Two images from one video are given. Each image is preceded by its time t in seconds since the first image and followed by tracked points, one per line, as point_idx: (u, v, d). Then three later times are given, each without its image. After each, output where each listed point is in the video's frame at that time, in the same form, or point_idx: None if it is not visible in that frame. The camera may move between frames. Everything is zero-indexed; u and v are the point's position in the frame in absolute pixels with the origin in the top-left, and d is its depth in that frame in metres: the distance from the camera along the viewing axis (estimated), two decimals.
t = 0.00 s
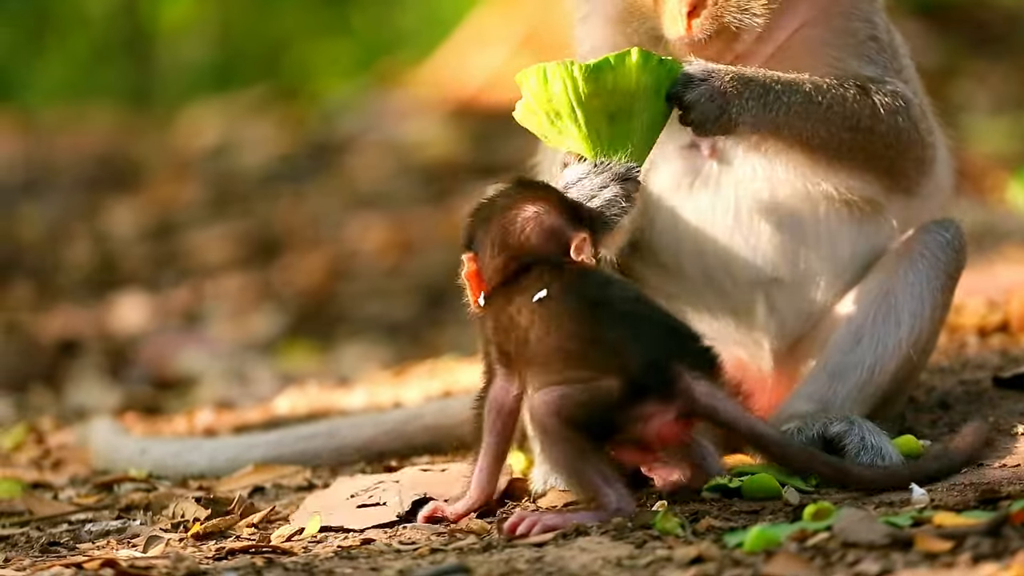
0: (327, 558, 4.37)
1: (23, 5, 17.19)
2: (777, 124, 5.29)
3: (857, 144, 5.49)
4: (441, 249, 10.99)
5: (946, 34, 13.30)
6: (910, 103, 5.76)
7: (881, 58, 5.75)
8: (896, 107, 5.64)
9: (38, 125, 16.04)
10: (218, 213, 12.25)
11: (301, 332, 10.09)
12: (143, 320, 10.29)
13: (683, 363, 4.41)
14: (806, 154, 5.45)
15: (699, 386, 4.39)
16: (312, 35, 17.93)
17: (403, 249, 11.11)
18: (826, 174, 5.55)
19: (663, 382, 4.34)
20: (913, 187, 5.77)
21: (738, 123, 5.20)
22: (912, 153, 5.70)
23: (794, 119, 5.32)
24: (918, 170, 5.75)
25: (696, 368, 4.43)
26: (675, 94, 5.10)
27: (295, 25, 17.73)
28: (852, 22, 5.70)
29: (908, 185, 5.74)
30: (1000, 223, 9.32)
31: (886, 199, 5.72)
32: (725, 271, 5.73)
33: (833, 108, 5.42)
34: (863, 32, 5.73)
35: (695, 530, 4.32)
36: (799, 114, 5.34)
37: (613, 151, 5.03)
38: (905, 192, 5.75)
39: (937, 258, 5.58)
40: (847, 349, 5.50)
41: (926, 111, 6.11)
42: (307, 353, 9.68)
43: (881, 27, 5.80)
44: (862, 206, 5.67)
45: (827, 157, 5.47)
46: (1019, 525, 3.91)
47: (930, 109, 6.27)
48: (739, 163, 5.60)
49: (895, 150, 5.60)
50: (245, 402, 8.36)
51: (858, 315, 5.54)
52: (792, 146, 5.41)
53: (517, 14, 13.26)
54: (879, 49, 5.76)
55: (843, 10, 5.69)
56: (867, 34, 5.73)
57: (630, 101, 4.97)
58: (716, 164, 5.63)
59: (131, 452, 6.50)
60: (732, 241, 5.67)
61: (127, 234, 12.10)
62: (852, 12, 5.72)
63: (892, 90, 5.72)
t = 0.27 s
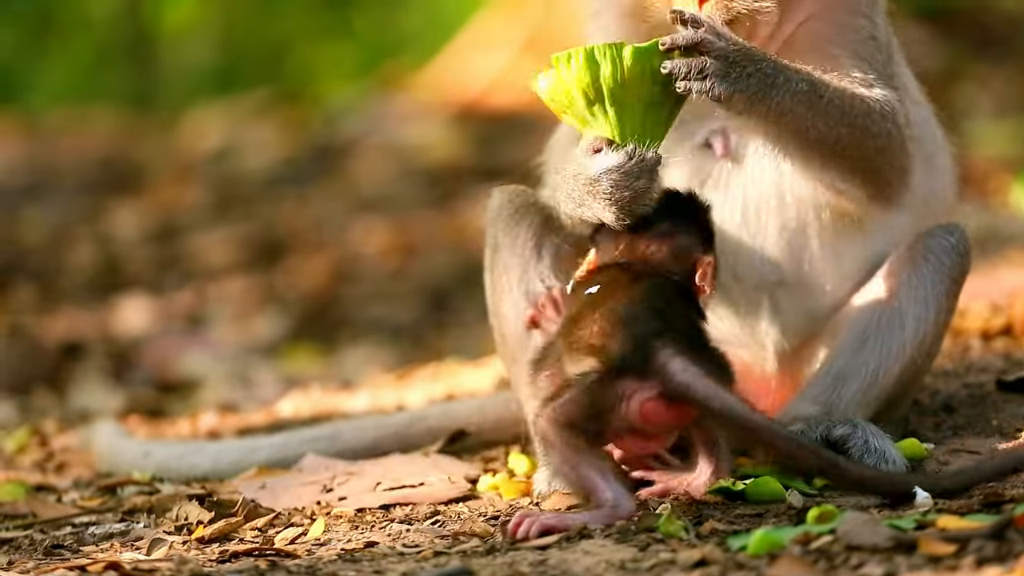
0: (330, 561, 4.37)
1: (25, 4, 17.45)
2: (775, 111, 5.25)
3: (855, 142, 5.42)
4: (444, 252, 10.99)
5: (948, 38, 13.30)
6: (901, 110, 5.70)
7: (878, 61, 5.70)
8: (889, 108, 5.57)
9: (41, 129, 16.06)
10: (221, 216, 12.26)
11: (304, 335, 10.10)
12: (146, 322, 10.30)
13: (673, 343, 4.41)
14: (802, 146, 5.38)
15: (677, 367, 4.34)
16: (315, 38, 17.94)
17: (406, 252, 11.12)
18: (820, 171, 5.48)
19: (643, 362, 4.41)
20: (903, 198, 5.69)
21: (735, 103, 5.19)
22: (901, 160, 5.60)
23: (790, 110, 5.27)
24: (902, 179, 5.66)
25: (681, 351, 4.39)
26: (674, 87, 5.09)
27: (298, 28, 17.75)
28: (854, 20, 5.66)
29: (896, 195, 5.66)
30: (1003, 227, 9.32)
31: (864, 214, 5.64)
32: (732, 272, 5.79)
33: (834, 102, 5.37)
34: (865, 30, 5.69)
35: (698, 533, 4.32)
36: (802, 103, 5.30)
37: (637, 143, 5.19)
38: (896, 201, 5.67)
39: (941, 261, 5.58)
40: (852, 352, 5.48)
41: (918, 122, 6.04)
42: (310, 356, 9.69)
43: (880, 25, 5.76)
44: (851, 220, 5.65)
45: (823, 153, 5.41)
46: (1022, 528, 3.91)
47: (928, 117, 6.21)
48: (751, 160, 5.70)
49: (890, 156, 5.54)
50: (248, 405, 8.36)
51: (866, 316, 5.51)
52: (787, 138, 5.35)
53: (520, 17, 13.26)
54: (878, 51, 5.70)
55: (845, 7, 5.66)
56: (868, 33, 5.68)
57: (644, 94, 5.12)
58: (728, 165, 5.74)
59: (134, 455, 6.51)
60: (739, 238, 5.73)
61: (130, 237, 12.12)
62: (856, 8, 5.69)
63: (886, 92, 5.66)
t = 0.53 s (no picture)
0: (331, 559, 4.37)
1: (25, 5, 17.46)
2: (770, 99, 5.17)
3: (843, 135, 5.40)
4: (445, 251, 10.99)
5: (949, 36, 13.30)
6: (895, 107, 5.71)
7: (875, 56, 5.70)
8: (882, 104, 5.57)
9: (43, 127, 16.07)
10: (222, 214, 12.25)
11: (305, 333, 10.09)
12: (147, 320, 10.30)
13: (653, 325, 4.55)
14: (792, 137, 5.34)
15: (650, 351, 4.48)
16: (315, 36, 17.94)
17: (407, 251, 11.12)
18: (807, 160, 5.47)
19: (621, 348, 4.58)
20: (891, 195, 5.69)
21: (738, 101, 5.07)
22: (893, 160, 5.61)
23: (783, 99, 5.20)
24: (896, 177, 5.67)
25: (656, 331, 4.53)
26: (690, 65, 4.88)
27: (300, 26, 17.75)
28: (852, 15, 5.68)
29: (882, 191, 5.65)
30: (1004, 225, 9.32)
31: (861, 208, 5.68)
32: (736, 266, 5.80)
33: (820, 95, 5.34)
34: (863, 24, 5.69)
35: (699, 531, 4.32)
36: (791, 93, 5.25)
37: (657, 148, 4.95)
38: (882, 197, 5.66)
39: (941, 260, 5.54)
40: (852, 352, 5.47)
41: (915, 118, 6.06)
42: (311, 354, 9.69)
43: (879, 18, 5.77)
44: (851, 219, 5.70)
45: (812, 143, 5.38)
46: None
47: (927, 113, 6.22)
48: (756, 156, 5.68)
49: (875, 151, 5.52)
50: (249, 403, 8.37)
51: (870, 315, 5.49)
52: (778, 129, 5.31)
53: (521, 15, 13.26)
54: (877, 44, 5.72)
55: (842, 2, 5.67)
56: (866, 26, 5.70)
57: (664, 102, 4.81)
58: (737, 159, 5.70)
59: (135, 453, 6.51)
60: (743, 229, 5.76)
61: (131, 235, 12.12)
62: None
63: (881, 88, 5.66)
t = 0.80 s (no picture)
0: (331, 559, 4.37)
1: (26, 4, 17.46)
2: (761, 63, 5.20)
3: (837, 106, 5.37)
4: (446, 251, 10.99)
5: (950, 37, 13.30)
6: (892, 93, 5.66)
7: (869, 47, 5.70)
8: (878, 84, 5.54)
9: (43, 127, 16.08)
10: (222, 214, 12.25)
11: (305, 333, 10.10)
12: (147, 320, 10.31)
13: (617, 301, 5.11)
14: (787, 107, 5.31)
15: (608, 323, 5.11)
16: (316, 36, 17.94)
17: (408, 251, 11.12)
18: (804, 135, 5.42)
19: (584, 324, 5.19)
20: (884, 189, 5.69)
21: (735, 52, 5.15)
22: (891, 140, 5.55)
23: (774, 64, 5.22)
24: (894, 160, 5.62)
25: (616, 305, 5.11)
26: (702, 23, 5.11)
27: (301, 26, 17.75)
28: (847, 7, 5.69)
29: (875, 180, 5.64)
30: (1004, 226, 9.32)
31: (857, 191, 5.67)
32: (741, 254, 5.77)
33: (814, 65, 5.33)
34: (858, 15, 5.69)
35: (699, 531, 4.31)
36: (783, 59, 5.25)
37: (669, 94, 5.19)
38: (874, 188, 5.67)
39: (941, 258, 5.48)
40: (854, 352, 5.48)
41: (917, 117, 6.03)
42: (312, 354, 9.69)
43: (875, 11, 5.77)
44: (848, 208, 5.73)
45: (806, 116, 5.34)
46: None
47: (929, 114, 6.19)
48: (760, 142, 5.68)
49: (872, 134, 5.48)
50: (250, 403, 8.37)
51: (872, 314, 5.51)
52: (771, 94, 5.28)
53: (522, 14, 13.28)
54: (873, 37, 5.72)
55: None
56: (861, 17, 5.70)
57: (675, 46, 5.06)
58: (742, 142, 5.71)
59: (136, 453, 6.51)
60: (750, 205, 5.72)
61: (131, 235, 12.12)
62: None
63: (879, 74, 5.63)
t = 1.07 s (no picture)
0: (330, 555, 4.37)
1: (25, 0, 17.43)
2: (757, 38, 5.28)
3: (832, 91, 5.40)
4: (444, 247, 10.99)
5: (949, 33, 13.31)
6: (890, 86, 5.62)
7: (867, 39, 5.64)
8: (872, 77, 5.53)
9: (42, 122, 16.07)
10: (221, 210, 12.25)
11: (304, 328, 10.09)
12: (146, 316, 10.31)
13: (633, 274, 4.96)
14: (783, 83, 5.31)
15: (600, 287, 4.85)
16: (315, 33, 17.95)
17: (406, 246, 11.12)
18: (801, 116, 5.36)
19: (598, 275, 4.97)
20: (879, 178, 5.62)
21: (735, 18, 5.26)
22: (887, 130, 5.55)
23: (769, 37, 5.30)
24: (890, 152, 5.59)
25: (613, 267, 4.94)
26: None
27: (301, 22, 17.75)
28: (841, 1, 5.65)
29: (870, 168, 5.60)
30: (1003, 221, 9.33)
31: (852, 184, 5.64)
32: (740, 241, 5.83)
33: (812, 49, 5.39)
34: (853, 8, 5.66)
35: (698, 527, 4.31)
36: (780, 36, 5.33)
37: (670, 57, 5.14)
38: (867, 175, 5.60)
39: (939, 253, 5.47)
40: (854, 347, 5.49)
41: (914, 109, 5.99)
42: (310, 349, 9.69)
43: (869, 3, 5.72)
44: (840, 195, 5.62)
45: (803, 93, 5.33)
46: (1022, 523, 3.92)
47: (924, 106, 6.17)
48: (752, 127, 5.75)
49: (867, 119, 5.49)
50: (249, 399, 8.36)
51: (870, 311, 5.51)
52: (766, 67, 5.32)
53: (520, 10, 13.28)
54: (868, 28, 5.67)
55: None
56: (856, 10, 5.65)
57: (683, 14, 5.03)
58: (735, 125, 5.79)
59: (134, 448, 6.51)
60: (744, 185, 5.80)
61: (130, 231, 12.11)
62: None
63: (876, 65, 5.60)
